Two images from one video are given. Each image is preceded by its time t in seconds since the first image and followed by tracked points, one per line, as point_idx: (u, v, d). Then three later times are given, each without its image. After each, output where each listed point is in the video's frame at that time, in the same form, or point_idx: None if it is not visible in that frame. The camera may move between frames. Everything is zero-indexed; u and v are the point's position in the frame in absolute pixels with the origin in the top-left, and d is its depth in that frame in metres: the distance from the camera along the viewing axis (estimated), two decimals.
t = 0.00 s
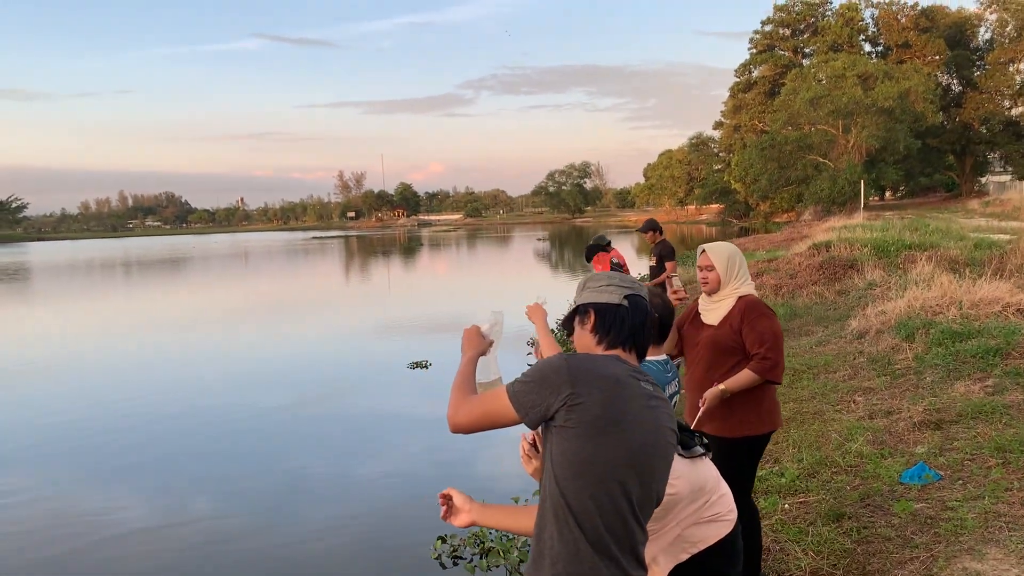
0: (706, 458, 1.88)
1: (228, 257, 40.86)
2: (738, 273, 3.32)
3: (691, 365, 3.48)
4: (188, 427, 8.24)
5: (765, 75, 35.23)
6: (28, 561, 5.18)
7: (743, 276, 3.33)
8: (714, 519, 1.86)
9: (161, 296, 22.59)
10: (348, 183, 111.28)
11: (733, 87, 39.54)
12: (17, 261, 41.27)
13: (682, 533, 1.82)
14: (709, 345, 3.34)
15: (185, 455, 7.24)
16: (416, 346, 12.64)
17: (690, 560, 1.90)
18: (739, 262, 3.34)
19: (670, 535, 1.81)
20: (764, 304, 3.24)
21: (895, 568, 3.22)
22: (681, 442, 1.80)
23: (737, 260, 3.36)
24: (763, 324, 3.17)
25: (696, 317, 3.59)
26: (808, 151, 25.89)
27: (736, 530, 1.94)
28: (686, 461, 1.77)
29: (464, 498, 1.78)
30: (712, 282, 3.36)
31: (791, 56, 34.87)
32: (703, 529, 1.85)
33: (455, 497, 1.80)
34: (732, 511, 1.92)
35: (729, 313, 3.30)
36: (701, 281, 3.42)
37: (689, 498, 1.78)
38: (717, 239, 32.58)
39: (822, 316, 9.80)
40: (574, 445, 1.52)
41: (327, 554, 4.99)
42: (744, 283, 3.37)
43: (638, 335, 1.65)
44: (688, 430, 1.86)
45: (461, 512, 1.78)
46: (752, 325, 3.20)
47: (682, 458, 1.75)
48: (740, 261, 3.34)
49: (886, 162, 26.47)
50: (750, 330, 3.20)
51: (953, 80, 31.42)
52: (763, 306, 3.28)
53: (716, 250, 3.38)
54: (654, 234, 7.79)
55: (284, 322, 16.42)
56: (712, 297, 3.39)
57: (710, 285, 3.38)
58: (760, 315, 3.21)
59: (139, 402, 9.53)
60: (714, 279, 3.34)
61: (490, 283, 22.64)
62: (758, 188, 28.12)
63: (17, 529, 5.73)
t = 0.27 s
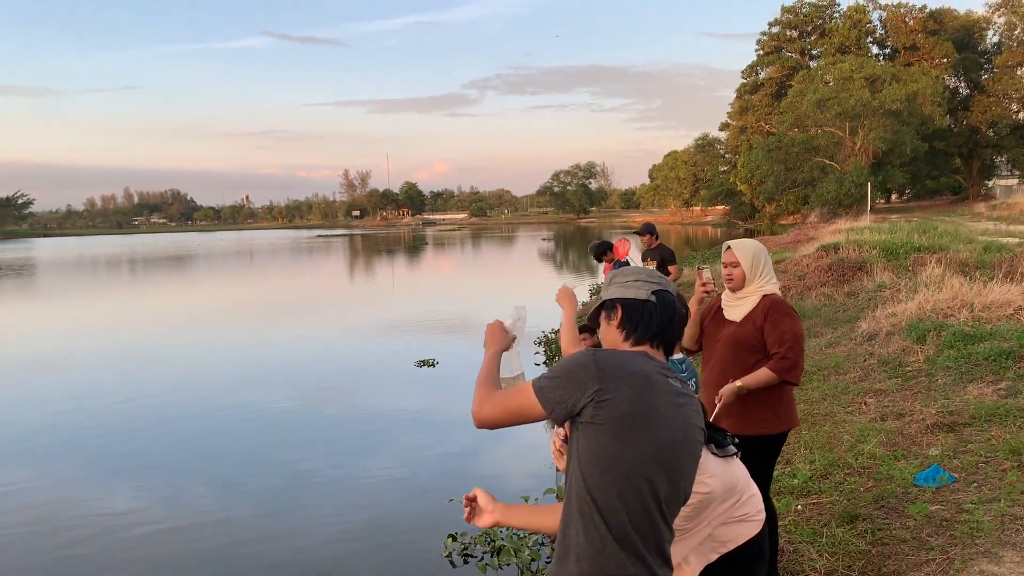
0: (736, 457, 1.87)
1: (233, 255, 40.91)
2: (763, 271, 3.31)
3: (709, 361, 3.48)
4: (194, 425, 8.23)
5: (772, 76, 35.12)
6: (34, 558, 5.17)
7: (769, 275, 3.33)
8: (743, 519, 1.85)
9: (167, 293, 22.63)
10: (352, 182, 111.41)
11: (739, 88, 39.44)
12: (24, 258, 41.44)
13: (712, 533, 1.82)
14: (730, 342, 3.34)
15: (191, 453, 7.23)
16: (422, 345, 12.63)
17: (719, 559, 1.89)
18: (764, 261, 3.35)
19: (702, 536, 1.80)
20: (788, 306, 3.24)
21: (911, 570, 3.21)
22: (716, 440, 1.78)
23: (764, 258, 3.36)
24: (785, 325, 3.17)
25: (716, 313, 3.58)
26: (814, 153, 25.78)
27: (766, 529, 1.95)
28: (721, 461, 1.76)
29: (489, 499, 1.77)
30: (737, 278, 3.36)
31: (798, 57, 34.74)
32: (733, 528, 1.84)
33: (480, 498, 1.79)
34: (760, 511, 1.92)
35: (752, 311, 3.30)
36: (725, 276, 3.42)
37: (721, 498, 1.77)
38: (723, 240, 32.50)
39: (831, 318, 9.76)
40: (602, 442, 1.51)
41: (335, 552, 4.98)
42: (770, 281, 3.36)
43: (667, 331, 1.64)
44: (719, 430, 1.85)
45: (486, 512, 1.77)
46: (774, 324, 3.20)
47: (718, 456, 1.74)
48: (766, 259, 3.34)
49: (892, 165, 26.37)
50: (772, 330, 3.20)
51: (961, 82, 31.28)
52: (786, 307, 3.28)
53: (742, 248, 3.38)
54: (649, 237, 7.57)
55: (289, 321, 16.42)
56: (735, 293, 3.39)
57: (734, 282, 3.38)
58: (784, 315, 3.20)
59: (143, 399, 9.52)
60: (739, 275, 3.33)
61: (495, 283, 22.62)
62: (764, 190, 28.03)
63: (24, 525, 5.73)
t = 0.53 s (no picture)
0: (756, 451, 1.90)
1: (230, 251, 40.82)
2: (771, 266, 3.33)
3: (715, 354, 3.50)
4: (193, 421, 8.22)
5: (771, 77, 35.11)
6: (33, 553, 5.15)
7: (776, 270, 3.35)
8: (760, 511, 1.88)
9: (165, 289, 22.60)
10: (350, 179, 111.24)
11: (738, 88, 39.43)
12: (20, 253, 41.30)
13: (731, 525, 1.85)
14: (736, 335, 3.36)
15: (191, 449, 7.22)
16: (421, 342, 12.63)
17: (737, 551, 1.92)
18: (772, 255, 3.36)
19: (723, 527, 1.83)
20: (794, 301, 3.24)
21: (918, 565, 3.22)
22: (736, 431, 1.81)
23: (771, 253, 3.38)
24: (789, 319, 3.17)
25: (725, 308, 3.60)
26: (813, 153, 25.79)
27: (785, 523, 1.98)
28: (742, 453, 1.79)
29: (508, 489, 1.79)
30: (745, 272, 3.38)
31: (797, 58, 34.73)
32: (752, 520, 1.87)
33: (500, 488, 1.81)
34: (779, 504, 1.94)
35: (758, 305, 3.31)
36: (734, 270, 3.44)
37: (741, 489, 1.81)
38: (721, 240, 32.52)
39: (832, 316, 9.77)
40: (623, 429, 1.51)
41: (337, 548, 4.97)
42: (779, 277, 3.38)
43: (688, 320, 1.64)
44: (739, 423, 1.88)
45: (506, 502, 1.78)
46: (779, 318, 3.21)
47: (737, 448, 1.77)
48: (774, 254, 3.35)
49: (890, 166, 26.40)
50: (777, 324, 3.21)
51: (959, 84, 31.34)
52: (793, 302, 3.28)
53: (751, 242, 3.40)
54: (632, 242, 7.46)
55: (286, 317, 16.39)
56: (743, 287, 3.41)
57: (742, 276, 3.41)
58: (789, 310, 3.21)
59: (141, 394, 9.49)
60: (748, 269, 3.35)
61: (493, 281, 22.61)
62: (762, 190, 28.04)
63: (23, 519, 5.70)
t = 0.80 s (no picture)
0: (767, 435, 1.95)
1: (220, 244, 40.61)
2: (771, 257, 3.37)
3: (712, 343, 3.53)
4: (186, 414, 8.18)
5: (764, 74, 35.18)
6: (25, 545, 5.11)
7: (774, 262, 3.38)
8: (771, 496, 1.93)
9: (156, 282, 22.49)
10: (342, 173, 110.97)
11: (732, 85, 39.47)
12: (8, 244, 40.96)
13: (741, 508, 1.89)
14: (734, 323, 3.38)
15: (185, 442, 7.19)
16: (416, 337, 12.63)
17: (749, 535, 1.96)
18: (770, 247, 3.40)
19: (732, 510, 1.88)
20: (791, 291, 3.27)
21: (914, 552, 3.26)
22: (746, 415, 1.85)
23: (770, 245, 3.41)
24: (785, 309, 3.19)
25: (725, 299, 3.64)
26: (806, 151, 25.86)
27: (794, 508, 2.02)
28: (752, 436, 1.84)
29: (519, 471, 1.82)
30: (744, 263, 3.43)
31: (791, 56, 34.81)
32: (762, 504, 1.92)
33: (512, 469, 1.84)
34: (788, 488, 1.99)
35: (756, 295, 3.34)
36: (734, 261, 3.48)
37: (751, 473, 1.85)
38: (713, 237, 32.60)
39: (825, 311, 9.84)
40: (637, 407, 1.53)
41: (335, 539, 4.97)
42: (778, 268, 3.41)
43: (700, 302, 1.66)
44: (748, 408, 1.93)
45: (518, 483, 1.82)
46: (775, 308, 3.23)
47: (747, 431, 1.82)
48: (772, 246, 3.39)
49: (882, 164, 26.51)
50: (774, 313, 3.23)
51: (952, 83, 31.49)
52: (792, 293, 3.30)
53: (751, 233, 3.44)
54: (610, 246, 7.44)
55: (279, 311, 16.33)
56: (742, 278, 3.45)
57: (742, 268, 3.44)
58: (786, 300, 3.23)
59: (134, 387, 9.46)
60: (748, 260, 3.40)
61: (487, 277, 22.61)
62: (756, 186, 28.09)
63: (14, 511, 5.66)
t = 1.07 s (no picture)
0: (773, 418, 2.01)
1: (212, 235, 40.43)
2: (771, 246, 3.39)
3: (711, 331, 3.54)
4: (180, 403, 8.14)
5: (759, 71, 35.21)
6: (15, 526, 5.06)
7: (774, 251, 3.40)
8: (779, 476, 1.98)
9: (147, 272, 22.37)
10: (335, 166, 110.52)
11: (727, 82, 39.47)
12: None
13: (749, 488, 1.94)
14: (733, 311, 3.39)
15: (179, 430, 7.16)
16: (411, 329, 12.63)
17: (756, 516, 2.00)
18: (771, 236, 3.41)
19: (740, 489, 1.93)
20: (791, 280, 3.28)
21: (911, 539, 3.29)
22: (756, 396, 1.92)
23: (770, 234, 3.43)
24: (785, 297, 3.21)
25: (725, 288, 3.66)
26: (800, 148, 25.89)
27: (800, 489, 2.06)
28: (761, 416, 1.91)
29: (530, 449, 1.85)
30: (744, 251, 3.44)
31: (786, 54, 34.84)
32: (769, 485, 1.97)
33: (522, 448, 1.87)
34: (795, 470, 2.04)
35: (756, 283, 3.35)
36: (734, 250, 3.50)
37: (760, 452, 1.92)
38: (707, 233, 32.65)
39: (820, 306, 9.88)
40: (649, 383, 1.54)
41: (331, 522, 4.95)
42: (778, 258, 3.43)
43: (712, 282, 1.66)
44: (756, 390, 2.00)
45: (528, 460, 1.85)
46: (775, 297, 3.25)
47: (756, 411, 1.88)
48: (773, 235, 3.41)
49: (876, 162, 26.59)
50: (774, 302, 3.24)
51: (946, 83, 31.58)
52: (791, 282, 3.32)
53: (752, 221, 3.46)
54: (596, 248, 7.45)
55: (272, 303, 16.28)
56: (743, 266, 3.46)
57: (742, 257, 3.46)
58: (786, 288, 3.25)
59: (128, 377, 9.42)
60: (749, 249, 3.42)
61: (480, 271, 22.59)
62: (750, 183, 28.13)
63: (5, 494, 5.61)
